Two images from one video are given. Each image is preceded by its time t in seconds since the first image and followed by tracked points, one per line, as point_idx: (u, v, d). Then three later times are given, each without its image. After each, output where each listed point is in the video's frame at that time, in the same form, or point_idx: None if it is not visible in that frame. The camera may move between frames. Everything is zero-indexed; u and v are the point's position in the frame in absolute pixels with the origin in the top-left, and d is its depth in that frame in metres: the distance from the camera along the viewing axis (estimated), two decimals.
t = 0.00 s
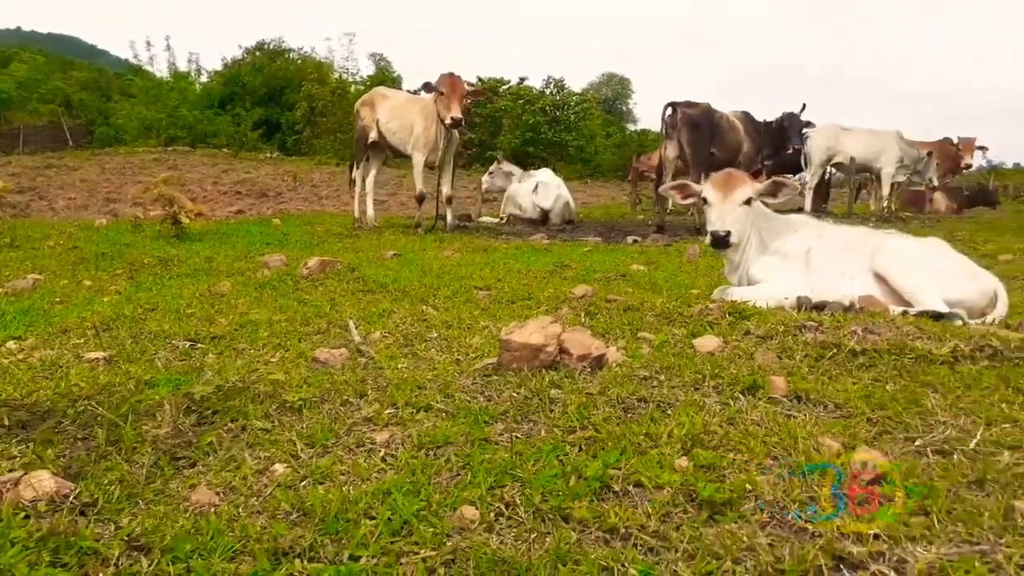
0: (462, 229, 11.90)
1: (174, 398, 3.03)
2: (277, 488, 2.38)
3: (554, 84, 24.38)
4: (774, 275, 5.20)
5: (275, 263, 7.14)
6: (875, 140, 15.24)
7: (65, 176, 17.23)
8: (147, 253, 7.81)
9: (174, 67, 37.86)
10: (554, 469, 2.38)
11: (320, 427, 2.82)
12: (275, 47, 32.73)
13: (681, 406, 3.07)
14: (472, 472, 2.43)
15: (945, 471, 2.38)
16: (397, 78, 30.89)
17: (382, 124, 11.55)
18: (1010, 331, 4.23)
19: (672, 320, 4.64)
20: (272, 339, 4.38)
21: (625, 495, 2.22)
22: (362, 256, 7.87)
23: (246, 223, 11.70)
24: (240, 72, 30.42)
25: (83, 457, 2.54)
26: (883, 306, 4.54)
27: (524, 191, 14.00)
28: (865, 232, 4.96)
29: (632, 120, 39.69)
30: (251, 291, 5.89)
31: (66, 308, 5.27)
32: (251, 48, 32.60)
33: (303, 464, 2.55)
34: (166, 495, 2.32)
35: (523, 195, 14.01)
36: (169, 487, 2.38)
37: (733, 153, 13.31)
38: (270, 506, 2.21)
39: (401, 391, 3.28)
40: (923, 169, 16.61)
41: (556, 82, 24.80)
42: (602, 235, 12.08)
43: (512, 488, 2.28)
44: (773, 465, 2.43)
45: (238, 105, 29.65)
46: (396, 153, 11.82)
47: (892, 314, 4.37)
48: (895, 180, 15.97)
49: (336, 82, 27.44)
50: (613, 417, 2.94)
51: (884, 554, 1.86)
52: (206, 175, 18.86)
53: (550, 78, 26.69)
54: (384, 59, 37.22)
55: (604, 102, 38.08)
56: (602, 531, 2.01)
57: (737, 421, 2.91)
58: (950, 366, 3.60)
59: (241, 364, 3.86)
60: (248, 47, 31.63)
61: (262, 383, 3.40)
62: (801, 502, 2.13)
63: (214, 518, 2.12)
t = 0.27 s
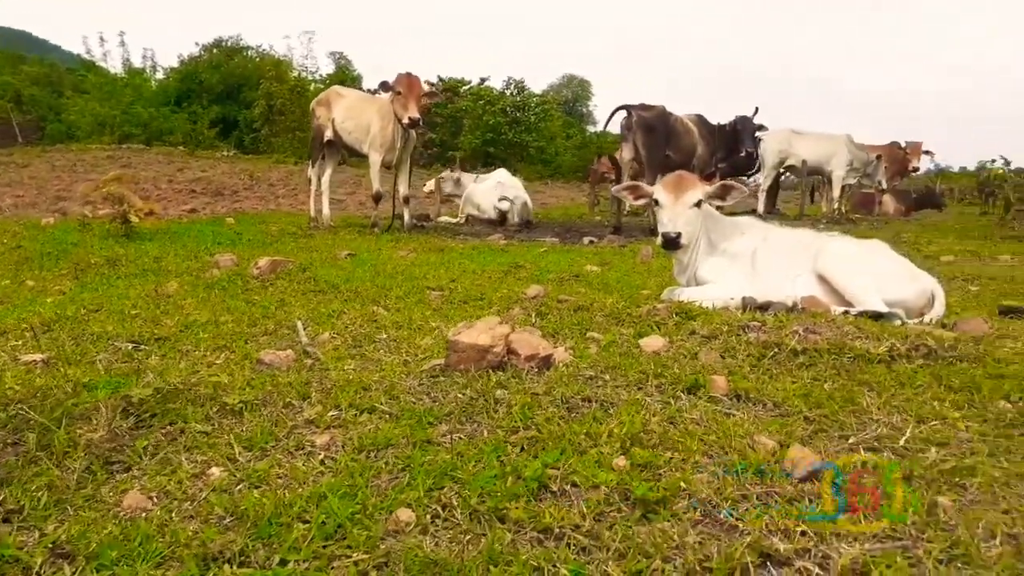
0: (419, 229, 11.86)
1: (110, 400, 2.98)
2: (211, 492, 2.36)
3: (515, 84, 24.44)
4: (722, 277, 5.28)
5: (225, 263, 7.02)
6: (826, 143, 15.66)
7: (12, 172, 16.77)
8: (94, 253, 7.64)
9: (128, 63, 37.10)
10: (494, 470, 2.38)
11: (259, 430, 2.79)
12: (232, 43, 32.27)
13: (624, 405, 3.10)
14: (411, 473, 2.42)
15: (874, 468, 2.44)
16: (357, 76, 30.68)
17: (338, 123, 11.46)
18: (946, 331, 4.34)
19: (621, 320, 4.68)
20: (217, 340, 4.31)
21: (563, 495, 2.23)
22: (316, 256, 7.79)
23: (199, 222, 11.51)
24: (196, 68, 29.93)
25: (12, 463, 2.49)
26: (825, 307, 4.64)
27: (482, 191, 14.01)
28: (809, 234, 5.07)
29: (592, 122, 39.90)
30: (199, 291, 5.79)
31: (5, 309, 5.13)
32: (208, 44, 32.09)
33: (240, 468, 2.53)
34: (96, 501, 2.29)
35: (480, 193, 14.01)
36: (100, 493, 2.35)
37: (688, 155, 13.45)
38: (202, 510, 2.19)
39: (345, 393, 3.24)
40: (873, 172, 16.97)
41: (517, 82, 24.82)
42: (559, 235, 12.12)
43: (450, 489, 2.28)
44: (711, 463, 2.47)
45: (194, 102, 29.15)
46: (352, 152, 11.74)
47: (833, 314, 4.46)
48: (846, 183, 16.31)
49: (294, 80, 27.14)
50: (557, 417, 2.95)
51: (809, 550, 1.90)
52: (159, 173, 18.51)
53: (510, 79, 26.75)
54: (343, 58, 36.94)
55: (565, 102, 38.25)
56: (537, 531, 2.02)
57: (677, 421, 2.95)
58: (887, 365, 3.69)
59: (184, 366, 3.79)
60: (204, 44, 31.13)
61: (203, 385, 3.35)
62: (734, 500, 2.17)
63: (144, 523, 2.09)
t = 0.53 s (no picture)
0: (383, 225, 11.78)
1: (57, 396, 2.92)
2: (159, 489, 2.32)
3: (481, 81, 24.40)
4: (681, 273, 5.32)
5: (182, 258, 6.91)
6: (787, 144, 15.86)
7: None
8: (47, 247, 7.47)
9: (86, 55, 36.32)
10: (447, 465, 2.37)
11: (211, 427, 2.75)
12: (194, 36, 31.77)
13: (581, 400, 3.10)
14: (365, 470, 2.40)
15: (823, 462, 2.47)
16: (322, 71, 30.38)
17: (299, 116, 11.34)
18: (898, 327, 4.42)
19: (580, 315, 4.70)
20: (171, 336, 4.24)
21: (517, 490, 2.23)
22: (275, 251, 7.70)
23: (158, 217, 11.32)
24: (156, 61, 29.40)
25: None
26: (781, 304, 4.70)
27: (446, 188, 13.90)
28: (766, 232, 5.13)
29: (559, 120, 39.98)
30: (155, 287, 5.69)
31: None
32: (169, 36, 31.55)
33: (189, 464, 2.50)
34: (39, 501, 2.24)
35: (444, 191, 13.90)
36: (43, 492, 2.30)
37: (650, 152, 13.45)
38: (149, 508, 2.15)
39: (299, 390, 3.21)
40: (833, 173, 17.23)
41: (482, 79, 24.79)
42: (524, 232, 12.12)
43: (403, 485, 2.26)
44: (664, 458, 2.48)
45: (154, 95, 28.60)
46: (314, 147, 11.62)
47: (789, 311, 4.52)
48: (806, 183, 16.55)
49: (257, 74, 26.80)
50: (513, 411, 2.94)
51: (758, 542, 1.92)
52: (117, 167, 18.17)
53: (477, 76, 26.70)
54: (308, 52, 36.57)
55: (532, 100, 38.29)
56: (488, 526, 2.01)
57: (633, 416, 2.97)
58: (840, 360, 3.75)
59: (136, 363, 3.72)
60: (165, 36, 30.61)
61: (154, 381, 3.30)
62: (685, 494, 2.18)
63: (87, 521, 2.06)
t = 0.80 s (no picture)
0: (350, 224, 11.68)
1: (4, 400, 2.86)
2: (108, 495, 2.27)
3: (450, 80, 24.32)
4: (645, 272, 5.34)
5: (143, 258, 6.79)
6: (753, 144, 16.01)
7: None
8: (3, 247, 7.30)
9: (47, 51, 35.61)
10: (403, 466, 2.34)
11: (164, 430, 2.70)
12: (158, 33, 31.30)
13: (541, 400, 3.08)
14: (319, 473, 2.36)
15: (778, 459, 2.49)
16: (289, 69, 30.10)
17: (262, 114, 11.23)
18: (857, 325, 4.47)
19: (543, 313, 4.68)
20: (127, 338, 4.16)
21: (473, 491, 2.20)
22: (238, 251, 7.61)
23: (119, 216, 11.13)
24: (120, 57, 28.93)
25: None
26: (742, 302, 4.74)
27: (414, 186, 13.74)
28: (728, 232, 5.16)
29: (529, 120, 39.98)
30: (112, 287, 5.58)
31: None
32: (133, 33, 31.04)
33: (140, 469, 2.45)
34: None
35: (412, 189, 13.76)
36: None
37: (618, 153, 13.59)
38: (96, 514, 2.10)
39: (256, 392, 3.16)
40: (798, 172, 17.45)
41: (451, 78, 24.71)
42: (492, 231, 12.08)
43: (357, 488, 2.24)
44: (622, 457, 2.47)
45: (118, 92, 28.16)
46: (277, 146, 11.51)
47: (751, 309, 4.55)
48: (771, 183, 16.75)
49: (223, 71, 26.48)
50: (473, 411, 2.92)
51: (711, 541, 1.92)
52: (78, 165, 17.82)
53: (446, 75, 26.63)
54: (275, 50, 36.20)
55: (502, 100, 38.32)
56: (441, 528, 1.99)
57: (593, 416, 2.96)
58: (799, 358, 3.78)
59: (89, 365, 3.64)
60: (129, 32, 30.12)
61: (106, 384, 3.23)
62: (641, 493, 2.18)
63: (30, 530, 2.00)
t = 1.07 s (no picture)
0: (319, 223, 11.58)
1: None
2: (55, 502, 2.22)
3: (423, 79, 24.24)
4: (613, 272, 5.34)
5: (105, 257, 6.68)
6: (727, 145, 16.18)
7: None
8: None
9: (12, 45, 34.95)
10: (360, 471, 2.31)
11: (117, 434, 2.65)
12: (127, 27, 30.86)
13: (504, 401, 3.04)
14: (274, 479, 2.32)
15: (737, 462, 2.49)
16: (261, 65, 29.82)
17: (225, 110, 11.09)
18: (821, 326, 4.50)
19: (509, 312, 4.65)
20: (84, 339, 4.08)
21: (430, 495, 2.18)
22: (204, 250, 7.51)
23: (84, 213, 10.95)
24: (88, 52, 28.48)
25: None
26: (708, 303, 4.76)
27: (386, 184, 13.64)
28: (696, 232, 5.18)
29: (503, 119, 39.94)
30: (72, 287, 5.47)
31: None
32: (101, 27, 30.56)
33: (90, 474, 2.39)
34: None
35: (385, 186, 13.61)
36: None
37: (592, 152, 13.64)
38: (41, 522, 2.05)
39: (214, 395, 3.11)
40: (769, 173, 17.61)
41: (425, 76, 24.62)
42: (465, 230, 12.03)
43: (312, 493, 2.20)
44: (582, 460, 2.46)
45: (85, 88, 27.72)
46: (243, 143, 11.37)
47: (716, 311, 4.57)
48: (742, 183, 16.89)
49: (193, 67, 26.16)
50: (435, 412, 2.89)
51: (666, 545, 1.92)
52: (43, 161, 17.51)
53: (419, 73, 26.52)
54: (247, 46, 35.85)
55: (477, 98, 38.26)
56: (396, 534, 1.97)
57: (556, 418, 2.94)
58: (763, 360, 3.80)
59: (44, 367, 3.56)
60: (97, 27, 29.66)
61: (60, 387, 3.16)
62: (599, 496, 2.17)
63: None
